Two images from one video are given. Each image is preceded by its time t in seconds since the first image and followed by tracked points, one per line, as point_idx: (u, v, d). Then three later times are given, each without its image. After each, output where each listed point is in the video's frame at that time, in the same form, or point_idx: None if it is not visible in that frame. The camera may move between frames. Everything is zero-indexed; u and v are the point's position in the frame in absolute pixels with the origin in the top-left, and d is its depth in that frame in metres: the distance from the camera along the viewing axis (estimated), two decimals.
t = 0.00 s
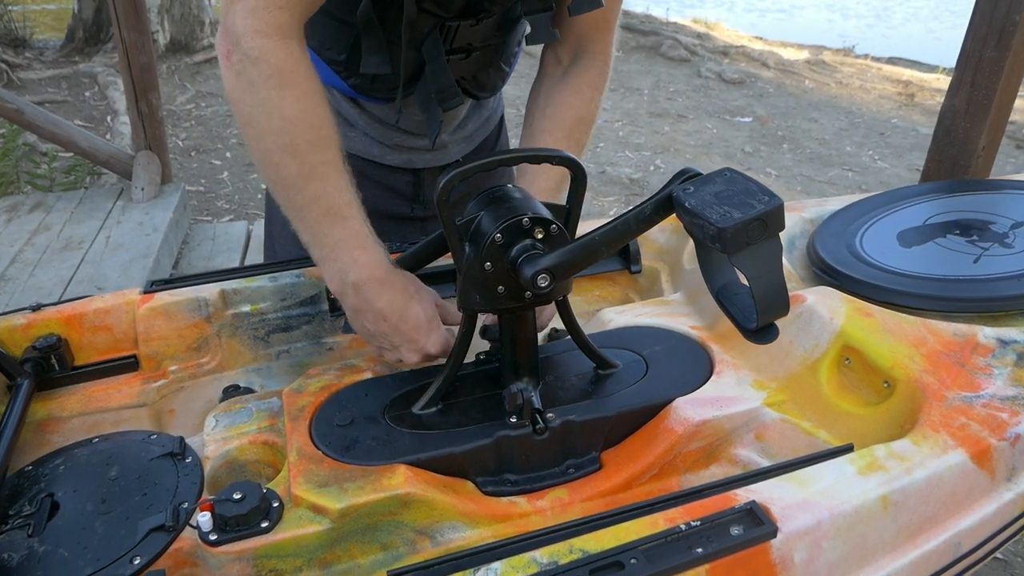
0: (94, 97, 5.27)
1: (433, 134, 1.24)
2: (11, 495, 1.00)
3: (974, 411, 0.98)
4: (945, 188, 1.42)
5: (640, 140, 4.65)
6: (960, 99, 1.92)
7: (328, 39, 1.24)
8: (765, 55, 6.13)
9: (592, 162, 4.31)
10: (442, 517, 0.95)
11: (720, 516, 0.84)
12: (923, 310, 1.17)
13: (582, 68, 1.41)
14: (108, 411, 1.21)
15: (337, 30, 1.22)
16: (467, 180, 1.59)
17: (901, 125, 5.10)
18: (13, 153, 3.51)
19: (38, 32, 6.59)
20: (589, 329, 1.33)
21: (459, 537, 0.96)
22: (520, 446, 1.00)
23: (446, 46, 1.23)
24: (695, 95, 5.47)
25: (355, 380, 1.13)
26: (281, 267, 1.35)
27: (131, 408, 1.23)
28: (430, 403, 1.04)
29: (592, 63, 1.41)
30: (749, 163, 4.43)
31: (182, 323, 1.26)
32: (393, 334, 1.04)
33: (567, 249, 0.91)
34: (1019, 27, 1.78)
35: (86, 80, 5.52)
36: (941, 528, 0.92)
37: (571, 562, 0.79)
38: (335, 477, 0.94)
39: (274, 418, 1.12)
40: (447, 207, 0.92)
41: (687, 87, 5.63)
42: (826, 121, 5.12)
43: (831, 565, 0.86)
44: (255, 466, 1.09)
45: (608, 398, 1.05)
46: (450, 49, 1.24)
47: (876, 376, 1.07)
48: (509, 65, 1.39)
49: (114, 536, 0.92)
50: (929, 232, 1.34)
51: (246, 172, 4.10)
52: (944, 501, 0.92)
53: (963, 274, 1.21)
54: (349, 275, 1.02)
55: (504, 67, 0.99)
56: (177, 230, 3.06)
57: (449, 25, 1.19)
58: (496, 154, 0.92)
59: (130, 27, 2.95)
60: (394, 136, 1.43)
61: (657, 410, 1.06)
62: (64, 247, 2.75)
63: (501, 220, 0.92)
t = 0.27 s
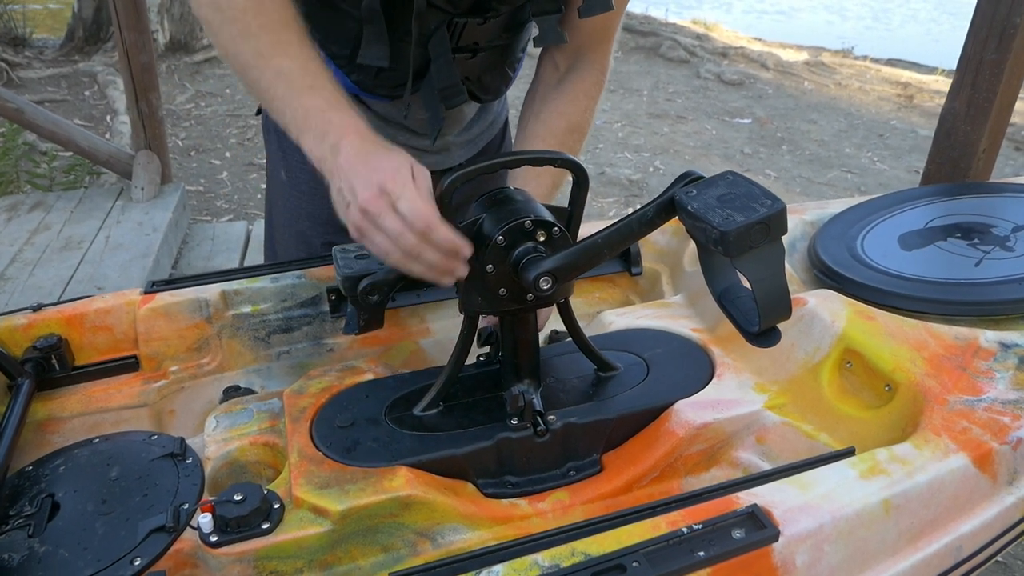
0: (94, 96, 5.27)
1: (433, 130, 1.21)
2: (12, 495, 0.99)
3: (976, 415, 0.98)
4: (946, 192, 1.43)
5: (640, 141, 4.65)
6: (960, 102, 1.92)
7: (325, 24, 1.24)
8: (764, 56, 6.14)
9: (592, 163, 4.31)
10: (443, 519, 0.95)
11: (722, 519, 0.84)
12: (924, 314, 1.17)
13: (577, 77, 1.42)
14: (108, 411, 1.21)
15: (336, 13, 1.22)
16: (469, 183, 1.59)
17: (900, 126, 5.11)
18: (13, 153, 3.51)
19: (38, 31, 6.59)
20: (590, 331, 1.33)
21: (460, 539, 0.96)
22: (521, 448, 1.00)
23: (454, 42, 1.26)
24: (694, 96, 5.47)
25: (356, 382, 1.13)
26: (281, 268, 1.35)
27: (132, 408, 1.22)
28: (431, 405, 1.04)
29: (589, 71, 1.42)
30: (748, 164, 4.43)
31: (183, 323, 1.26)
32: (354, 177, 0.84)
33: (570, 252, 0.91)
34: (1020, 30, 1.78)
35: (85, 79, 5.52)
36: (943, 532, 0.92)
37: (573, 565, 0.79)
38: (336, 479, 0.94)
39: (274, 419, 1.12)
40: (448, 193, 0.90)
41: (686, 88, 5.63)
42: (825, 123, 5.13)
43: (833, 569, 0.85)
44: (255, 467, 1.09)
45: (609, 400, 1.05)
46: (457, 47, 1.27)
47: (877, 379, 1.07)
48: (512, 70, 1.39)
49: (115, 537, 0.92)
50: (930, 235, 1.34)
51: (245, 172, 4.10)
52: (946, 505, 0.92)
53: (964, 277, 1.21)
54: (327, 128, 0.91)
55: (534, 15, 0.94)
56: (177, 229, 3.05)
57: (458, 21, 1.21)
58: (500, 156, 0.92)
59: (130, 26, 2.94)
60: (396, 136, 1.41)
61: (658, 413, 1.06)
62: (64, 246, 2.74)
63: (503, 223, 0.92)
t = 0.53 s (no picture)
0: (95, 96, 5.27)
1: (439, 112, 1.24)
2: (14, 493, 1.00)
3: (976, 416, 0.98)
4: (946, 193, 1.43)
5: (640, 142, 4.65)
6: (961, 104, 1.93)
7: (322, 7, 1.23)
8: (765, 57, 6.14)
9: (592, 164, 4.31)
10: (445, 519, 0.95)
11: (723, 519, 0.84)
12: (925, 315, 1.17)
13: (575, 75, 1.42)
14: (110, 411, 1.21)
15: None
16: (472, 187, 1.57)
17: (901, 128, 5.11)
18: (14, 152, 3.51)
19: (39, 31, 6.59)
20: (591, 332, 1.33)
21: (461, 539, 0.96)
22: (523, 447, 1.00)
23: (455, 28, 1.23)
24: (695, 97, 5.47)
25: (357, 381, 1.13)
26: (283, 268, 1.35)
27: (133, 407, 1.22)
28: (432, 404, 1.04)
29: (587, 70, 1.42)
30: (749, 165, 4.43)
31: (185, 323, 1.26)
32: (468, 103, 0.88)
33: (572, 252, 0.91)
34: (1021, 32, 1.78)
35: (86, 79, 5.52)
36: (943, 532, 0.92)
37: (575, 564, 0.80)
38: (338, 479, 0.94)
39: (276, 418, 1.12)
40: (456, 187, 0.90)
41: (686, 89, 5.63)
42: (826, 124, 5.13)
43: (834, 569, 0.86)
44: (257, 467, 1.09)
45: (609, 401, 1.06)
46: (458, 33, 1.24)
47: (878, 380, 1.07)
48: (511, 67, 1.38)
49: (117, 536, 0.92)
50: (931, 236, 1.34)
51: (246, 172, 4.10)
52: (947, 505, 0.92)
53: (964, 278, 1.21)
54: (420, 44, 0.93)
55: None
56: (178, 229, 3.06)
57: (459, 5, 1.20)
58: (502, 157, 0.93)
59: (131, 26, 2.95)
60: (395, 132, 1.40)
61: (659, 413, 1.06)
62: (65, 246, 2.75)
63: (506, 222, 0.93)
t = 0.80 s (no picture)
0: (95, 96, 5.28)
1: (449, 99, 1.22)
2: (14, 491, 1.00)
3: (974, 415, 0.98)
4: (945, 194, 1.43)
5: (640, 144, 4.66)
6: (960, 105, 1.93)
7: None
8: (765, 59, 6.15)
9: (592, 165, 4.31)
10: (444, 517, 0.96)
11: (722, 517, 0.84)
12: (924, 315, 1.17)
13: (573, 70, 1.42)
14: (110, 409, 1.21)
15: None
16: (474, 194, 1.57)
17: (900, 130, 5.12)
18: (14, 152, 3.52)
19: (39, 32, 6.60)
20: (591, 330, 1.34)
21: (460, 537, 0.95)
22: (522, 446, 1.01)
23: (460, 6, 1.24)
24: (695, 98, 5.47)
25: (357, 381, 1.13)
26: (282, 267, 1.36)
27: (133, 406, 1.22)
28: (430, 374, 1.04)
29: (583, 63, 1.42)
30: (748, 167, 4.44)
31: (184, 322, 1.26)
32: (502, 94, 0.87)
33: (585, 215, 0.91)
34: (1020, 33, 1.79)
35: (87, 80, 5.52)
36: (941, 531, 0.92)
37: (573, 562, 0.80)
38: (338, 477, 0.94)
39: (276, 417, 1.12)
40: (473, 142, 0.89)
41: (686, 91, 5.64)
42: (825, 126, 5.14)
43: (832, 567, 0.86)
44: (257, 465, 1.09)
45: (612, 402, 1.06)
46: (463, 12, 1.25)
47: (877, 379, 1.08)
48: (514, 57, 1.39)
49: (116, 534, 0.92)
50: (929, 237, 1.34)
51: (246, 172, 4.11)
52: (945, 504, 0.92)
53: (963, 278, 1.22)
54: (459, 39, 0.93)
55: None
56: (178, 229, 3.06)
57: None
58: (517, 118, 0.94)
59: (132, 26, 2.95)
60: (395, 131, 1.40)
61: (658, 412, 1.07)
62: (65, 246, 2.75)
63: (518, 184, 0.93)
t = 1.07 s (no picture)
0: (94, 97, 5.28)
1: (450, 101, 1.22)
2: (16, 492, 1.00)
3: (973, 413, 0.98)
4: (944, 192, 1.43)
5: (639, 143, 4.66)
6: (959, 104, 1.93)
7: None
8: (764, 58, 6.15)
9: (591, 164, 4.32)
10: (444, 516, 0.96)
11: (721, 516, 0.85)
12: (922, 313, 1.17)
13: (573, 69, 1.42)
14: (111, 410, 1.21)
15: None
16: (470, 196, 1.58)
17: (899, 128, 5.12)
18: (13, 153, 3.52)
19: (39, 33, 6.60)
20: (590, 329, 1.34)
21: (461, 536, 0.96)
22: (522, 445, 1.01)
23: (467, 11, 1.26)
24: (694, 98, 5.48)
25: (357, 381, 1.13)
26: (282, 268, 1.36)
27: (134, 406, 1.23)
28: (431, 379, 1.05)
29: (583, 64, 1.43)
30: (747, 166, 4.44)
31: (185, 322, 1.26)
32: (491, 111, 0.87)
33: (574, 231, 0.92)
34: (1018, 32, 1.79)
35: (86, 81, 5.52)
36: (940, 529, 0.93)
37: (573, 561, 0.80)
38: (338, 476, 0.95)
39: (277, 417, 1.12)
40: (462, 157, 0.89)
41: (686, 91, 5.63)
42: (824, 125, 5.14)
43: (831, 565, 0.86)
44: (258, 465, 1.09)
45: (610, 401, 1.06)
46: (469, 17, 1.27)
47: (876, 378, 1.08)
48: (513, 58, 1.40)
49: (118, 534, 0.93)
50: (928, 235, 1.35)
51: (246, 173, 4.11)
52: (944, 502, 0.92)
53: (961, 277, 1.22)
54: (449, 54, 0.93)
55: None
56: (178, 230, 3.06)
57: None
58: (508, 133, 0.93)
59: (131, 27, 2.95)
60: (392, 134, 1.40)
61: (657, 411, 1.07)
62: (65, 247, 2.75)
63: (509, 200, 0.93)
